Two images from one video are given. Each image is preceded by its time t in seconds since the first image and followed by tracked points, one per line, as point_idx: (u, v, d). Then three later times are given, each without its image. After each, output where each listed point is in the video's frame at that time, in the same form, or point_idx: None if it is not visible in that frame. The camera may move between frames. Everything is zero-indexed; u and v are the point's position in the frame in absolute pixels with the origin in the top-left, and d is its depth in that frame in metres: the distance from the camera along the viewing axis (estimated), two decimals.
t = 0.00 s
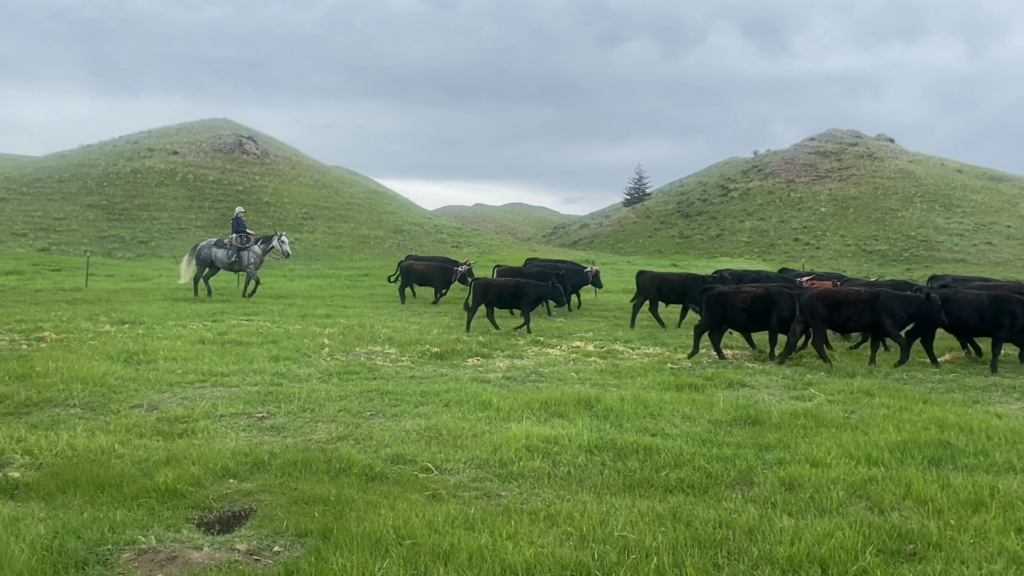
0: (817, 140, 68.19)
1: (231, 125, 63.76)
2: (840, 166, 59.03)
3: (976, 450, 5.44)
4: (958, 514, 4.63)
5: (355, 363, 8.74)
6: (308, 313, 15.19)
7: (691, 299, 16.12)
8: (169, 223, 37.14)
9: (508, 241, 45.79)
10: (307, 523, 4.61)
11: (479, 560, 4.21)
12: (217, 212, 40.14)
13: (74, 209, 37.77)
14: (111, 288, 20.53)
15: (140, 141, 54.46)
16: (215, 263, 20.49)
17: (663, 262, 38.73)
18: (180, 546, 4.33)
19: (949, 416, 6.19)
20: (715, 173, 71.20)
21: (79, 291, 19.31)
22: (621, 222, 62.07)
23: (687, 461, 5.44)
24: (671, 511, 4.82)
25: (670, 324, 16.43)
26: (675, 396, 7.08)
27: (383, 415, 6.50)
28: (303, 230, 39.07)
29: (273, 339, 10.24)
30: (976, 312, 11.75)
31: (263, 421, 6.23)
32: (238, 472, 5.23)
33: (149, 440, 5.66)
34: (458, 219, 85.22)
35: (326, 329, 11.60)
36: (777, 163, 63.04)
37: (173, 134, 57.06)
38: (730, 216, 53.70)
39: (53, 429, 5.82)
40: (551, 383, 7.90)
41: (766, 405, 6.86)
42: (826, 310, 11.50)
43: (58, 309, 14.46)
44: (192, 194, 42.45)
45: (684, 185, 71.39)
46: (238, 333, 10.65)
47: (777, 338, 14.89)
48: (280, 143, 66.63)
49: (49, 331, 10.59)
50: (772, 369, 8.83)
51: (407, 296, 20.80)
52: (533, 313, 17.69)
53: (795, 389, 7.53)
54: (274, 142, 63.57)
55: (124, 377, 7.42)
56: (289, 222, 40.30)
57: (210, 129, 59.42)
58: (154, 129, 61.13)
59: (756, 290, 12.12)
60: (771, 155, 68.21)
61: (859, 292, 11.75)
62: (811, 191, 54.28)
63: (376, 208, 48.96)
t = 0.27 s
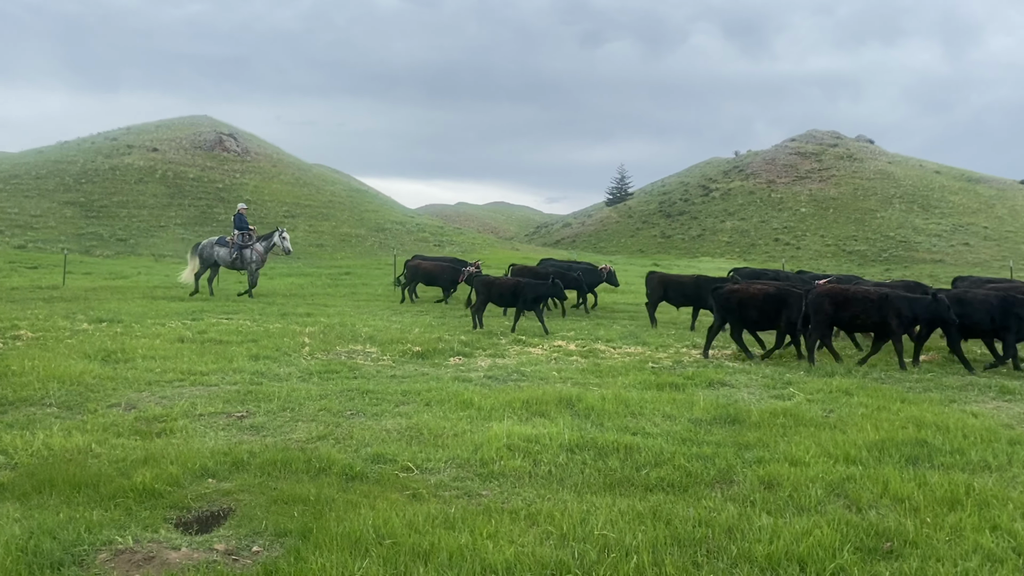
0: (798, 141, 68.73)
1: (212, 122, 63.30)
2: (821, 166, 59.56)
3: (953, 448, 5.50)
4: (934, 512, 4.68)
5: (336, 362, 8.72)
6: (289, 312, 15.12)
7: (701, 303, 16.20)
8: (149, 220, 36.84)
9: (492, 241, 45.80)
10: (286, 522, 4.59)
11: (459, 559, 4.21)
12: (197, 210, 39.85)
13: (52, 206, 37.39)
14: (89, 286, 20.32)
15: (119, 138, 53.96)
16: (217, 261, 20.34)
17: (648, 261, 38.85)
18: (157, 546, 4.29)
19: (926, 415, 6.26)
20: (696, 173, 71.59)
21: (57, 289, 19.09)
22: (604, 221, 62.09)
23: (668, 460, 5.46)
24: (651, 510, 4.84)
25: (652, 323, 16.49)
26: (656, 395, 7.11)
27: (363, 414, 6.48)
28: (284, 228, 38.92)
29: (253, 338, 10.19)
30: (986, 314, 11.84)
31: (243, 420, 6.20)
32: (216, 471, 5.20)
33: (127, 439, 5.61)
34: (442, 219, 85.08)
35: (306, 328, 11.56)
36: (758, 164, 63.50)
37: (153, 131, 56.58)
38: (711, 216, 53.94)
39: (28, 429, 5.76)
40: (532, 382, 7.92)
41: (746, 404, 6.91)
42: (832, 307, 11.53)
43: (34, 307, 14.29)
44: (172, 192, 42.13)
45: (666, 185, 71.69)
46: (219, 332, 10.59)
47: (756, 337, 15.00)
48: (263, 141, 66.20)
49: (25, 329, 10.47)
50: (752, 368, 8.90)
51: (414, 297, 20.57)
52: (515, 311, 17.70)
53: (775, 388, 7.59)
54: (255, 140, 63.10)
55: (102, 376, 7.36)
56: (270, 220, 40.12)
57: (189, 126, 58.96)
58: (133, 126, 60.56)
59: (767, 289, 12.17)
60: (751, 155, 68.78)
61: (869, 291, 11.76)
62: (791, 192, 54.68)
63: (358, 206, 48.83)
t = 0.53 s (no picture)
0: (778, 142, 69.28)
1: (192, 119, 62.81)
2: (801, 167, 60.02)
3: (929, 447, 5.57)
4: (910, 510, 4.73)
5: (316, 361, 8.69)
6: (269, 310, 15.03)
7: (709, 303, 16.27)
8: (128, 218, 36.50)
9: (476, 240, 45.78)
10: (265, 522, 4.56)
11: (439, 558, 4.21)
12: (177, 207, 39.53)
13: (28, 203, 36.96)
14: (66, 284, 20.08)
15: (97, 134, 53.40)
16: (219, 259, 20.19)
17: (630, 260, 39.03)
18: (134, 546, 4.26)
19: (903, 414, 6.33)
20: (678, 173, 71.97)
21: (33, 287, 18.85)
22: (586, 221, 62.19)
23: (647, 459, 5.49)
24: (630, 508, 4.87)
25: (633, 322, 16.54)
26: (637, 394, 7.14)
27: (343, 413, 6.46)
28: (264, 226, 38.71)
29: (233, 337, 10.13)
30: (995, 313, 12.18)
31: (222, 419, 6.17)
32: (195, 471, 5.17)
33: (104, 439, 5.56)
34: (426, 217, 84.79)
35: (287, 327, 11.51)
36: (738, 164, 63.95)
37: (131, 128, 56.05)
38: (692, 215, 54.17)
39: (2, 428, 5.69)
40: (513, 381, 7.93)
41: (725, 403, 6.95)
42: (839, 308, 11.74)
43: (9, 305, 14.12)
44: (151, 189, 41.78)
45: (648, 185, 71.99)
46: (198, 331, 10.53)
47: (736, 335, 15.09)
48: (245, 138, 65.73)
49: None
50: (732, 367, 8.97)
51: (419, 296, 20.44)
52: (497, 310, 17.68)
53: (754, 387, 7.66)
54: (236, 137, 62.56)
55: (78, 375, 7.29)
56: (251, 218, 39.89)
57: (168, 123, 58.47)
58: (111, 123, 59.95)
59: (777, 288, 12.23)
60: (732, 156, 69.30)
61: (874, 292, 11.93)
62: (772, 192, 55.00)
63: (340, 204, 48.66)
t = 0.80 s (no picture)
0: (759, 143, 69.85)
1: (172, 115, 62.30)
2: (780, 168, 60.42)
3: (906, 445, 5.63)
4: (887, 507, 4.78)
5: (296, 360, 8.66)
6: (248, 309, 14.93)
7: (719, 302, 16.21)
8: (106, 215, 36.14)
9: (458, 239, 45.69)
10: (244, 521, 4.54)
11: (419, 557, 4.21)
12: (156, 204, 39.18)
13: (4, 200, 36.50)
14: (43, 282, 19.83)
15: (75, 131, 52.81)
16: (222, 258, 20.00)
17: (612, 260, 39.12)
18: (111, 546, 4.22)
19: (880, 412, 6.40)
20: (659, 173, 72.34)
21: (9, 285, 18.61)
22: (568, 220, 62.32)
23: (628, 457, 5.51)
24: (611, 506, 4.89)
25: (615, 322, 16.59)
26: (618, 393, 7.17)
27: (324, 412, 6.44)
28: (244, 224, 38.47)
29: (212, 335, 10.06)
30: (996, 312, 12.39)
31: (201, 418, 6.13)
32: (173, 470, 5.14)
33: (81, 438, 5.52)
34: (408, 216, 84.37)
35: (266, 325, 11.45)
36: (720, 164, 64.38)
37: (110, 124, 55.47)
38: (674, 215, 54.34)
39: None
40: (495, 380, 7.94)
41: (705, 401, 6.99)
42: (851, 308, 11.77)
43: None
44: (130, 186, 41.39)
45: (629, 184, 72.26)
46: (176, 329, 10.46)
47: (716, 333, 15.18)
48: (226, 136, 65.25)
49: None
50: (712, 366, 9.02)
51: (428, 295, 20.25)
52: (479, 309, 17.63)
53: (734, 386, 7.71)
54: (215, 133, 61.96)
55: (54, 373, 7.21)
56: (231, 216, 39.60)
57: (147, 120, 57.93)
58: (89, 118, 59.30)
59: (785, 289, 12.29)
60: (714, 156, 69.79)
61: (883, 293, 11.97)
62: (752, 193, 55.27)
63: (321, 202, 48.47)
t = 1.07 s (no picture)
0: (740, 143, 70.33)
1: (151, 112, 61.74)
2: (761, 168, 60.86)
3: (883, 443, 5.69)
4: (864, 505, 4.83)
5: (276, 358, 8.62)
6: (228, 307, 14.85)
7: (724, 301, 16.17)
8: (83, 212, 35.79)
9: (441, 237, 45.64)
10: (223, 520, 4.52)
11: (399, 556, 4.21)
12: (135, 201, 38.84)
13: None
14: (19, 279, 19.59)
15: (51, 127, 52.19)
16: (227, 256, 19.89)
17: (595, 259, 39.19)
18: (88, 546, 4.19)
19: (859, 411, 6.46)
20: (640, 173, 72.63)
21: None
22: (550, 219, 62.41)
23: (609, 455, 5.54)
24: (591, 504, 4.91)
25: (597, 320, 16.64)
26: (599, 391, 7.20)
27: (304, 410, 6.43)
28: (224, 221, 38.22)
29: (191, 333, 10.00)
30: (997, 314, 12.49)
31: (180, 417, 6.10)
32: (152, 469, 5.11)
33: (58, 437, 5.47)
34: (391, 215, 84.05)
35: (246, 323, 11.40)
36: (701, 164, 64.71)
37: (88, 121, 54.87)
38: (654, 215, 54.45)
39: None
40: (476, 378, 7.95)
41: (685, 400, 7.04)
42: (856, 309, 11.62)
43: None
44: (109, 183, 41.02)
45: (611, 184, 72.47)
46: (155, 327, 10.40)
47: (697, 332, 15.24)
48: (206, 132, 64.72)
49: None
50: (692, 365, 9.08)
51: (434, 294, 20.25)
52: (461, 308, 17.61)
53: (713, 384, 7.77)
54: (195, 130, 61.44)
55: (30, 372, 7.15)
56: (210, 213, 39.31)
57: (126, 116, 57.35)
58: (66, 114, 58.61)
59: (792, 289, 12.50)
60: (695, 156, 70.20)
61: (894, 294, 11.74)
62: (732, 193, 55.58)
63: (302, 199, 48.26)
